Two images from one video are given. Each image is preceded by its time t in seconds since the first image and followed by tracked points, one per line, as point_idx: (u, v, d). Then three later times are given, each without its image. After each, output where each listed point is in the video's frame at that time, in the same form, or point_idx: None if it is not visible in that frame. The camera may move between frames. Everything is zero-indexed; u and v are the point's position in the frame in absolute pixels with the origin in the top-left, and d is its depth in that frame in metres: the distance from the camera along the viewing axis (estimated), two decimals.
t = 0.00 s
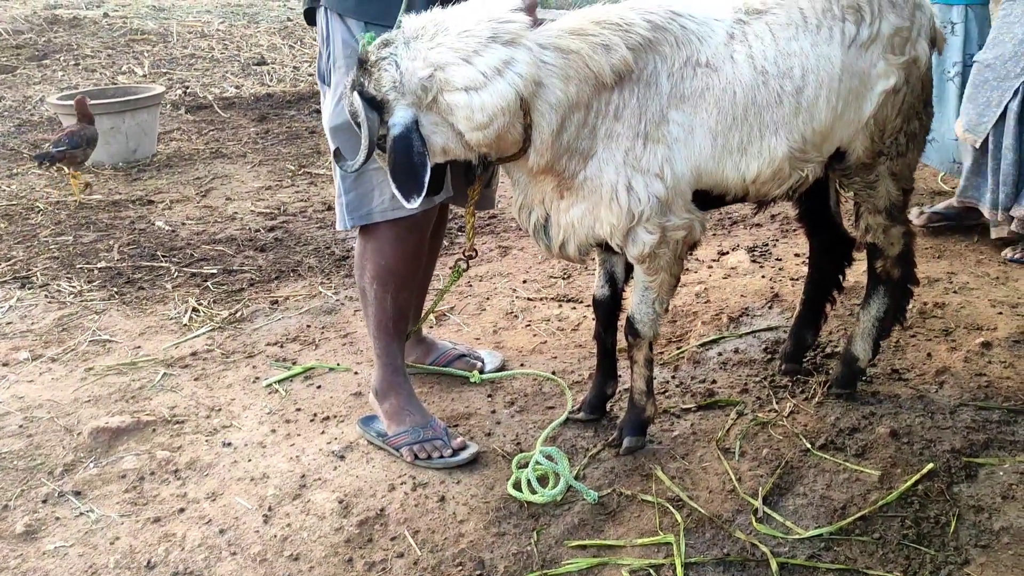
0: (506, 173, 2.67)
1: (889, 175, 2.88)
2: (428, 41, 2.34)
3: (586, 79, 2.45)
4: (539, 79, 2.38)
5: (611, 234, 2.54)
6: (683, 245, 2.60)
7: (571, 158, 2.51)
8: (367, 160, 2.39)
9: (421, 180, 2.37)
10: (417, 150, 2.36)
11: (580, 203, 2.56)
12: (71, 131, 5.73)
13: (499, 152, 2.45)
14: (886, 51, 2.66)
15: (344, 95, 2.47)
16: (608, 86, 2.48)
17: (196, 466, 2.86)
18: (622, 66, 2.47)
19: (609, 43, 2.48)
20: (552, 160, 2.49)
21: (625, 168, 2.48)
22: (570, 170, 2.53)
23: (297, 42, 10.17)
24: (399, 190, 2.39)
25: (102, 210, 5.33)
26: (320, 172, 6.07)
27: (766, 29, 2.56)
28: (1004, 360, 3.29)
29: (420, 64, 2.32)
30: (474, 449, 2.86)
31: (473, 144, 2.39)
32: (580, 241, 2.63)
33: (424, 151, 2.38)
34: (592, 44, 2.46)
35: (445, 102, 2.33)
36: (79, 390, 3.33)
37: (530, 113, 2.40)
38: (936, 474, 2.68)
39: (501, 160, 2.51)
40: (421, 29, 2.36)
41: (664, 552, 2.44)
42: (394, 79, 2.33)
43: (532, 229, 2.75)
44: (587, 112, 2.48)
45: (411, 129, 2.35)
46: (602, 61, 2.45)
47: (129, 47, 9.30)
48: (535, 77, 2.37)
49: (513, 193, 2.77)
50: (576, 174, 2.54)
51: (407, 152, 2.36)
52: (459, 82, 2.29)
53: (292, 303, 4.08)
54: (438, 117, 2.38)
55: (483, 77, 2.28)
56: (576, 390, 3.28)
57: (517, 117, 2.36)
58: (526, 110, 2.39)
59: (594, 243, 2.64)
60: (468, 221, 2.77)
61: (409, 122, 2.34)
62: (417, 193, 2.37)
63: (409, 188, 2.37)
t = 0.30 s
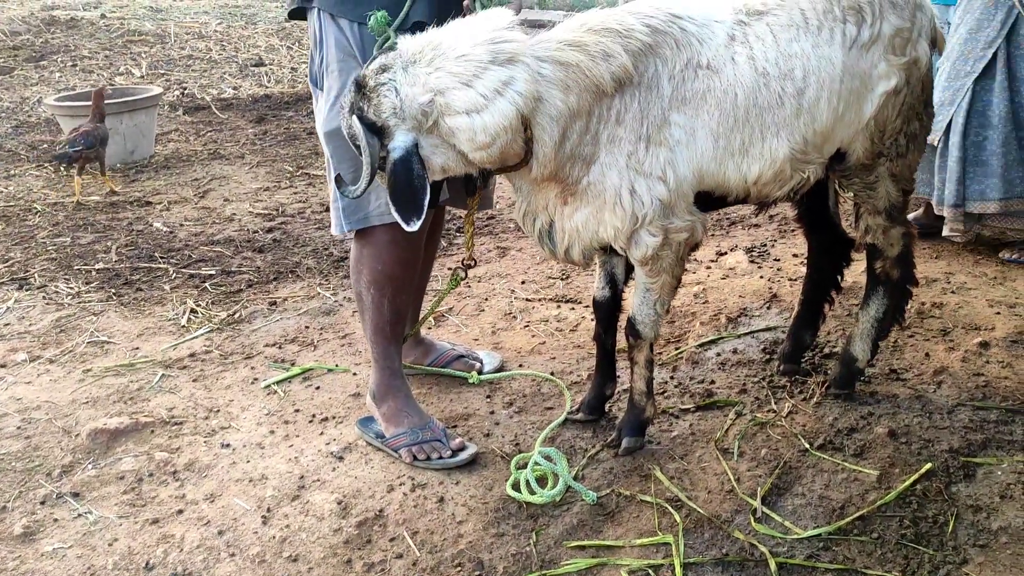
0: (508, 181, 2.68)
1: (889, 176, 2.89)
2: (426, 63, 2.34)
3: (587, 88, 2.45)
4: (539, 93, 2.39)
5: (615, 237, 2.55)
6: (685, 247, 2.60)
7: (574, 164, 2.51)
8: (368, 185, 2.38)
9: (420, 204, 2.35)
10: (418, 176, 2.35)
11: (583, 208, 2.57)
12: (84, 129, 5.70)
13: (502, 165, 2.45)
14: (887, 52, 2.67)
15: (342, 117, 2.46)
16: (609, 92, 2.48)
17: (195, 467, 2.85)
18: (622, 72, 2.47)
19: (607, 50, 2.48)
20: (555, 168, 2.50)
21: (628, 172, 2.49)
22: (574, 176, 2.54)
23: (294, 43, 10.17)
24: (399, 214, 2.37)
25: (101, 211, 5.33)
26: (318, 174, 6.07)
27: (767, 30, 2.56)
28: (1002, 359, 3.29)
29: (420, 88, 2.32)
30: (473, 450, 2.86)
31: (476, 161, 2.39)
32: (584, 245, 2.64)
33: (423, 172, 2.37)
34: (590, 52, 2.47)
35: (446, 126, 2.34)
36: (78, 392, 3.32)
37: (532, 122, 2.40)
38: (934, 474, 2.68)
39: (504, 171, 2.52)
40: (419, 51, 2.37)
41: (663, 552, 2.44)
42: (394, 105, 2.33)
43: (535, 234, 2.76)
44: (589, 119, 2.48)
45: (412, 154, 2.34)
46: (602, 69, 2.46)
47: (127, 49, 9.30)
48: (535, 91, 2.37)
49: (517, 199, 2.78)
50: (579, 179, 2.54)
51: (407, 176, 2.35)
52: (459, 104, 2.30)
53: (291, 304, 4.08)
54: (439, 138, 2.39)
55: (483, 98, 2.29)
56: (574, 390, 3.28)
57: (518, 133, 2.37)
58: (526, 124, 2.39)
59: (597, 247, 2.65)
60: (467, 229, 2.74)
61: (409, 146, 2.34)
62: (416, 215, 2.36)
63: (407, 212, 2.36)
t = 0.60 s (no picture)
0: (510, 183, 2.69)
1: (889, 173, 2.89)
2: (427, 69, 2.34)
3: (589, 89, 2.44)
4: (540, 94, 2.39)
5: (617, 237, 2.55)
6: (687, 245, 2.61)
7: (576, 164, 2.51)
8: (364, 186, 2.37)
9: (417, 206, 2.36)
10: (416, 178, 2.37)
11: (585, 208, 2.57)
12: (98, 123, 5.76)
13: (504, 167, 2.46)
14: (887, 50, 2.67)
15: (342, 117, 2.46)
16: (610, 93, 2.47)
17: (194, 466, 2.85)
18: (624, 72, 2.47)
19: (608, 51, 2.47)
20: (557, 170, 2.50)
21: (630, 172, 2.49)
22: (576, 177, 2.54)
23: (293, 42, 10.17)
24: (395, 217, 2.37)
25: (99, 211, 5.32)
26: (317, 172, 6.07)
27: (769, 28, 2.56)
28: (1001, 357, 3.30)
29: (420, 93, 2.32)
30: (473, 448, 2.87)
31: (477, 165, 2.39)
32: (586, 245, 2.65)
33: (420, 175, 2.38)
34: (592, 53, 2.46)
35: (447, 130, 2.34)
36: (77, 390, 3.32)
37: (535, 124, 2.40)
38: (933, 472, 2.69)
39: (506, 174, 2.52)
40: (420, 57, 2.37)
41: (662, 550, 2.44)
42: (394, 109, 2.33)
43: (539, 235, 2.77)
44: (591, 120, 2.48)
45: (410, 156, 2.35)
46: (603, 70, 2.45)
47: (125, 47, 9.29)
48: (536, 93, 2.37)
49: (519, 201, 2.78)
50: (582, 180, 2.54)
51: (405, 179, 2.36)
52: (460, 109, 2.30)
53: (290, 303, 4.08)
54: (438, 142, 2.39)
55: (484, 103, 2.29)
56: (574, 388, 3.29)
57: (520, 136, 2.37)
58: (528, 127, 2.39)
59: (600, 247, 2.65)
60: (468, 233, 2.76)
61: (408, 149, 2.35)
62: (413, 218, 2.36)
63: (404, 215, 2.36)
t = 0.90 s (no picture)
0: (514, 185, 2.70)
1: (889, 169, 2.88)
2: (426, 76, 2.34)
3: (590, 92, 2.44)
4: (541, 97, 2.38)
5: (620, 236, 2.56)
6: (689, 242, 2.61)
7: (579, 165, 2.51)
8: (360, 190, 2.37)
9: (413, 213, 2.35)
10: (412, 184, 2.36)
11: (589, 208, 2.58)
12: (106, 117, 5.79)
13: (505, 170, 2.46)
14: (889, 46, 2.67)
15: (342, 119, 2.47)
16: (612, 94, 2.47)
17: (195, 462, 2.85)
18: (625, 74, 2.46)
19: (609, 52, 2.46)
20: (559, 172, 2.50)
21: (633, 172, 2.49)
22: (578, 177, 2.54)
23: (292, 39, 10.15)
24: (391, 223, 2.38)
25: (99, 208, 5.32)
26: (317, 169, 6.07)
27: (772, 26, 2.56)
28: (1001, 353, 3.30)
29: (419, 101, 2.32)
30: (473, 444, 2.87)
31: (478, 170, 2.40)
32: (590, 245, 2.65)
33: (417, 182, 2.38)
34: (592, 55, 2.45)
35: (445, 138, 2.34)
36: (78, 387, 3.32)
37: (536, 127, 2.39)
38: (933, 467, 2.69)
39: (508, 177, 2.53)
40: (419, 65, 2.37)
41: (662, 545, 2.45)
42: (393, 116, 2.34)
43: (544, 235, 2.79)
44: (592, 121, 2.48)
45: (407, 163, 2.35)
46: (604, 72, 2.44)
47: (124, 44, 9.27)
48: (536, 96, 2.37)
49: (523, 201, 2.79)
50: (585, 181, 2.54)
51: (401, 186, 2.35)
52: (457, 117, 2.30)
53: (290, 299, 4.09)
54: (437, 149, 2.39)
55: (482, 110, 2.29)
56: (574, 384, 3.29)
57: (520, 139, 2.37)
58: (529, 131, 2.39)
59: (603, 247, 2.66)
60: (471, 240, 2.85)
61: (404, 156, 2.35)
62: (410, 225, 2.36)
63: (400, 221, 2.36)
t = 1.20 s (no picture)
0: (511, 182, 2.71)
1: (889, 164, 2.88)
2: (419, 70, 2.35)
3: (583, 85, 2.44)
4: (534, 90, 2.38)
5: (616, 229, 2.56)
6: (685, 235, 2.62)
7: (573, 158, 2.51)
8: (353, 180, 2.38)
9: (401, 204, 2.34)
10: (402, 177, 2.35)
11: (585, 202, 2.58)
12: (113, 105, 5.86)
13: (500, 164, 2.46)
14: (887, 40, 2.67)
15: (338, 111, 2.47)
16: (604, 87, 2.47)
17: (195, 458, 2.86)
18: (616, 66, 2.46)
19: (600, 45, 2.47)
20: (554, 165, 2.50)
21: (627, 164, 2.49)
22: (573, 171, 2.54)
23: (291, 35, 10.14)
24: (377, 213, 2.35)
25: (99, 204, 5.32)
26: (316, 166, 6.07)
27: (767, 19, 2.56)
28: (1000, 348, 3.31)
29: (412, 94, 2.32)
30: (473, 440, 2.88)
31: (472, 164, 2.40)
32: (587, 239, 2.66)
33: (408, 176, 2.37)
34: (583, 48, 2.46)
35: (439, 131, 2.34)
36: (78, 383, 3.33)
37: (529, 121, 2.40)
38: (932, 462, 2.70)
39: (503, 171, 2.53)
40: (413, 60, 2.38)
41: (662, 541, 2.45)
42: (386, 109, 2.34)
43: (543, 231, 2.80)
44: (586, 114, 2.48)
45: (398, 155, 2.34)
46: (596, 64, 2.45)
47: (123, 41, 9.26)
48: (529, 89, 2.37)
49: (522, 196, 2.79)
50: (580, 174, 2.55)
51: (391, 177, 2.34)
52: (450, 110, 2.30)
53: (290, 296, 4.09)
54: (430, 143, 2.40)
55: (473, 104, 2.30)
56: (574, 380, 3.29)
57: (514, 132, 2.37)
58: (522, 124, 2.39)
59: (601, 240, 2.66)
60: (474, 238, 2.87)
61: (397, 148, 2.35)
62: (396, 215, 2.34)
63: (387, 212, 2.34)
